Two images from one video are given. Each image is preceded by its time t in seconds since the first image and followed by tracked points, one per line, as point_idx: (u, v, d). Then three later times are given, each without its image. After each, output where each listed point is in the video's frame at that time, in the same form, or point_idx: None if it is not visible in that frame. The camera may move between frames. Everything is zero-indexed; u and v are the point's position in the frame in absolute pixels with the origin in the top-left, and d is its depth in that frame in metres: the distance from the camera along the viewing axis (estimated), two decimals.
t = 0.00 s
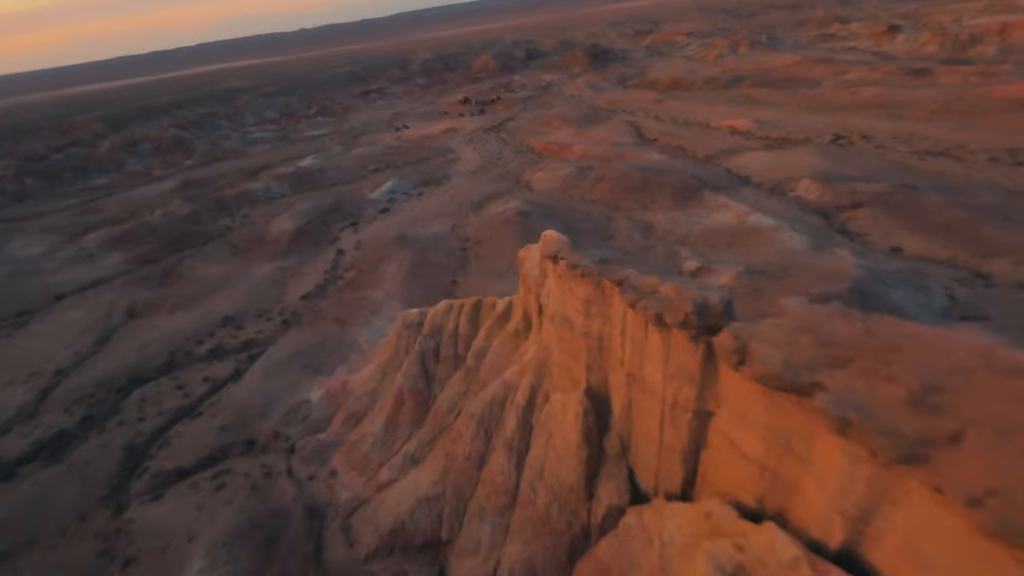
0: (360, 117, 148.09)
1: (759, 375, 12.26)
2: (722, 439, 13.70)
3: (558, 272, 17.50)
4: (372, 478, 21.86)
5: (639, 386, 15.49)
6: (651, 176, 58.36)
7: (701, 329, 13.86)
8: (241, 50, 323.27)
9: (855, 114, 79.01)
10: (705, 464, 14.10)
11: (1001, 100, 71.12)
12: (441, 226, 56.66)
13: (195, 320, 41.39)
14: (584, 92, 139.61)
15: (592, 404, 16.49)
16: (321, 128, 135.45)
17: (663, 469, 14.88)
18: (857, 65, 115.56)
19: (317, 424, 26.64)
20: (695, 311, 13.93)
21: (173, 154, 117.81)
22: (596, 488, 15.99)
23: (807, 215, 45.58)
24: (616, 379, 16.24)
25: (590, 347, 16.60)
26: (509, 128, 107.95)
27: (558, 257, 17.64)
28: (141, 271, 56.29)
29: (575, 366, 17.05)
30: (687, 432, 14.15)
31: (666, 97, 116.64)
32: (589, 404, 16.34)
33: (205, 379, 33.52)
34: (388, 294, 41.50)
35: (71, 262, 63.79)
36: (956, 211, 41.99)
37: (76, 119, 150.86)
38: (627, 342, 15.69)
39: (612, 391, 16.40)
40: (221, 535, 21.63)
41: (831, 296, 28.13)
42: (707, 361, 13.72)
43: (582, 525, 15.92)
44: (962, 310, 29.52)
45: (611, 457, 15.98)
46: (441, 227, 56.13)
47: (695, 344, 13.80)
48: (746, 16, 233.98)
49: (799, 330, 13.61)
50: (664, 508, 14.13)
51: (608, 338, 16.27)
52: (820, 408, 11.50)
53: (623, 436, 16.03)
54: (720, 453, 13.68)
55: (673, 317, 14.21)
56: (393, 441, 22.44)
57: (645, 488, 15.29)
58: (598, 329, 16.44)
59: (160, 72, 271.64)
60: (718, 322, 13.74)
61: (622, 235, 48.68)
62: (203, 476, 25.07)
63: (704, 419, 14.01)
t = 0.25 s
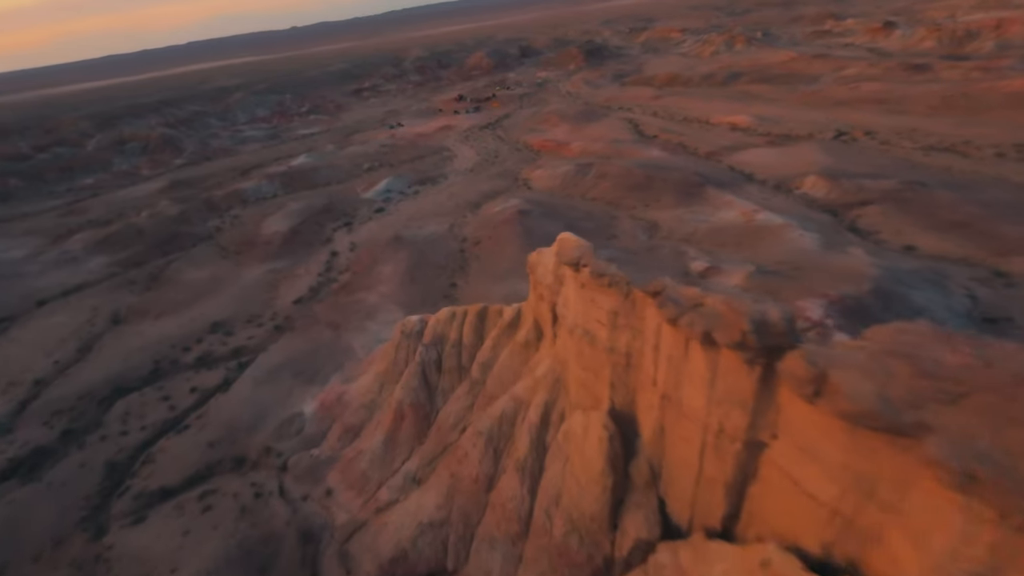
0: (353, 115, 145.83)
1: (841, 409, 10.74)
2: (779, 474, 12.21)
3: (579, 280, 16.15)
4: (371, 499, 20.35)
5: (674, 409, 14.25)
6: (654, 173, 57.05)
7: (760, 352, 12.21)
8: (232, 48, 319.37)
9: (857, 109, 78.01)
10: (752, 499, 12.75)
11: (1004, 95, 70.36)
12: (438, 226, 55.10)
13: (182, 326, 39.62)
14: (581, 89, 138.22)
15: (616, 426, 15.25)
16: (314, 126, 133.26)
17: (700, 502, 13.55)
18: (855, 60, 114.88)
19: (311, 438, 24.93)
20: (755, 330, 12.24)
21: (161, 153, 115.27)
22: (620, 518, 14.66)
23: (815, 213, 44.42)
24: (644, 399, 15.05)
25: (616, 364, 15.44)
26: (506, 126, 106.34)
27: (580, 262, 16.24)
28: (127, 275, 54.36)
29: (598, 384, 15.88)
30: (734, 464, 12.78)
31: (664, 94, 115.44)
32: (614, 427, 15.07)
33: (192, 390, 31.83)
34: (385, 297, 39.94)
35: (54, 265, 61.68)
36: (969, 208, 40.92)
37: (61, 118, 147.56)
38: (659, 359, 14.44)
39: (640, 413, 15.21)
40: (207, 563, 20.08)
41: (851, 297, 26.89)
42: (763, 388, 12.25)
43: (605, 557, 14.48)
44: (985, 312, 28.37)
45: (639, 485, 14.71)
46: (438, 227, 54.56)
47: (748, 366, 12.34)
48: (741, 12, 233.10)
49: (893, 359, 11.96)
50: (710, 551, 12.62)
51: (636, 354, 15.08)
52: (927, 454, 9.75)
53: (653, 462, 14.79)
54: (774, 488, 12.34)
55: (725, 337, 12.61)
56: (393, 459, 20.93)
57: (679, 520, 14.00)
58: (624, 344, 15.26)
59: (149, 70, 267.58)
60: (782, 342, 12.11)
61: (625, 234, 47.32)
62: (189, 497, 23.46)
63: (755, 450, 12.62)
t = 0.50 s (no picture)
0: (347, 114, 143.81)
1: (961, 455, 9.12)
2: (854, 521, 10.73)
3: (609, 291, 14.78)
4: (369, 523, 18.81)
5: (720, 439, 12.95)
6: (656, 171, 55.69)
7: (849, 382, 10.80)
8: (224, 47, 316.45)
9: (859, 106, 76.93)
10: (811, 544, 11.46)
11: (1008, 91, 69.46)
12: (436, 226, 53.53)
13: (169, 333, 37.89)
14: (577, 87, 136.86)
15: (648, 455, 13.99)
16: (307, 126, 131.23)
17: (747, 544, 12.36)
18: (854, 57, 114.09)
19: (304, 455, 23.35)
20: (840, 358, 10.76)
21: (150, 153, 112.90)
22: (651, 557, 13.40)
23: (825, 211, 43.20)
24: (679, 424, 13.88)
25: (649, 385, 14.21)
26: (502, 124, 104.75)
27: (610, 270, 14.82)
28: (113, 279, 52.44)
29: (626, 407, 14.62)
30: (796, 506, 11.46)
31: (661, 91, 114.21)
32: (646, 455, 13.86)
33: (178, 402, 30.14)
34: (382, 301, 38.35)
35: (38, 269, 59.56)
36: (983, 206, 39.80)
37: (49, 119, 144.66)
38: (700, 380, 13.22)
39: (673, 440, 14.03)
40: None
41: (874, 299, 25.52)
42: (841, 424, 10.91)
43: None
44: (1011, 314, 27.13)
45: (674, 520, 13.50)
46: (435, 228, 52.98)
47: (825, 398, 11.02)
48: (736, 10, 232.32)
49: None
50: None
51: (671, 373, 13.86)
52: None
53: (689, 496, 13.60)
54: (838, 533, 11.01)
55: (800, 365, 11.16)
56: (392, 480, 19.38)
57: (720, 561, 12.83)
58: (659, 364, 14.02)
59: (140, 70, 264.07)
60: (873, 370, 10.65)
61: (629, 234, 45.88)
62: (173, 522, 21.80)
63: (820, 492, 11.25)
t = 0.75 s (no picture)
0: (342, 114, 141.79)
1: None
2: None
3: (648, 304, 13.33)
4: (365, 552, 17.31)
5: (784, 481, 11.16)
6: (660, 169, 54.21)
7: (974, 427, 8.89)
8: (218, 47, 314.01)
9: (864, 103, 75.64)
10: None
11: (1016, 87, 68.30)
12: (434, 227, 51.88)
13: (155, 339, 36.20)
14: (576, 85, 135.35)
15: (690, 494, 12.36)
16: (302, 125, 129.32)
17: None
18: (855, 54, 112.99)
19: (297, 474, 21.78)
20: (968, 397, 9.00)
21: (142, 153, 110.71)
22: None
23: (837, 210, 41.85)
24: (728, 458, 12.24)
25: (694, 414, 12.67)
26: (500, 123, 103.15)
27: (649, 280, 13.38)
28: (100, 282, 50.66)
29: (664, 436, 13.15)
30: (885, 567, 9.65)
31: (661, 89, 112.78)
32: (689, 494, 12.25)
33: (163, 414, 28.54)
34: (379, 305, 36.70)
35: (22, 272, 57.65)
36: (1001, 204, 38.49)
37: (39, 118, 142.23)
38: (756, 409, 11.63)
39: (720, 476, 12.36)
40: None
41: (902, 302, 23.92)
42: (960, 475, 9.03)
43: None
44: None
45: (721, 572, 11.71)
46: (434, 228, 51.34)
47: (941, 444, 9.13)
48: (734, 9, 231.25)
49: None
50: None
51: (720, 399, 12.28)
52: None
53: (740, 542, 11.75)
54: None
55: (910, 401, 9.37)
56: (391, 503, 17.96)
57: None
58: (706, 390, 12.46)
59: (133, 70, 261.14)
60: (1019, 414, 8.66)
61: (634, 234, 44.35)
62: (153, 548, 20.18)
63: (920, 553, 9.41)
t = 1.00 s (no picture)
0: (338, 113, 139.87)
1: None
2: None
3: (703, 324, 11.84)
4: None
5: (874, 541, 9.59)
6: (665, 168, 52.75)
7: None
8: (212, 47, 311.61)
9: (868, 100, 74.41)
10: None
11: None
12: (432, 227, 50.24)
13: (140, 347, 34.48)
14: (574, 84, 133.92)
15: (747, 546, 10.97)
16: (297, 124, 127.46)
17: None
18: (856, 52, 111.86)
19: (288, 495, 20.19)
20: None
21: (133, 152, 108.57)
22: None
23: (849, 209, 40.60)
24: (793, 501, 10.87)
25: (755, 452, 11.23)
26: (499, 121, 101.52)
27: (704, 294, 11.79)
28: (86, 286, 48.82)
29: (714, 475, 11.79)
30: None
31: (661, 87, 111.38)
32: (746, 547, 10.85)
33: (146, 428, 26.86)
34: (375, 309, 35.07)
35: (6, 275, 55.68)
36: (1021, 203, 37.20)
37: (28, 118, 139.73)
38: (832, 449, 10.20)
39: (782, 524, 10.96)
40: None
41: (933, 305, 22.47)
42: None
43: None
44: None
45: None
46: (432, 229, 49.72)
47: None
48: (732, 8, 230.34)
49: None
50: None
51: (786, 435, 10.84)
52: None
53: None
54: None
55: None
56: (389, 532, 16.57)
57: None
58: (771, 427, 10.99)
59: (126, 70, 258.29)
60: None
61: (640, 233, 42.82)
62: None
63: None
